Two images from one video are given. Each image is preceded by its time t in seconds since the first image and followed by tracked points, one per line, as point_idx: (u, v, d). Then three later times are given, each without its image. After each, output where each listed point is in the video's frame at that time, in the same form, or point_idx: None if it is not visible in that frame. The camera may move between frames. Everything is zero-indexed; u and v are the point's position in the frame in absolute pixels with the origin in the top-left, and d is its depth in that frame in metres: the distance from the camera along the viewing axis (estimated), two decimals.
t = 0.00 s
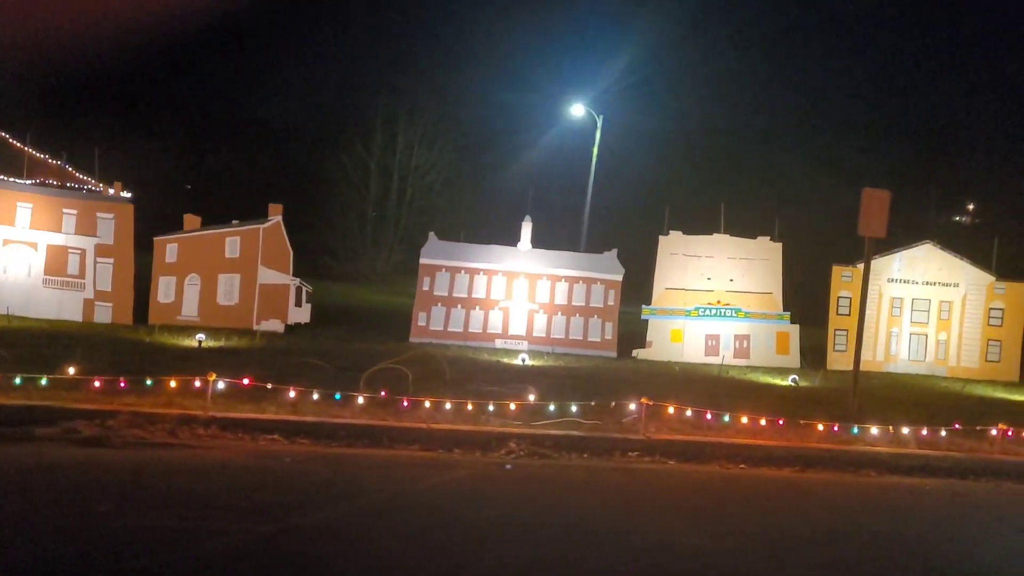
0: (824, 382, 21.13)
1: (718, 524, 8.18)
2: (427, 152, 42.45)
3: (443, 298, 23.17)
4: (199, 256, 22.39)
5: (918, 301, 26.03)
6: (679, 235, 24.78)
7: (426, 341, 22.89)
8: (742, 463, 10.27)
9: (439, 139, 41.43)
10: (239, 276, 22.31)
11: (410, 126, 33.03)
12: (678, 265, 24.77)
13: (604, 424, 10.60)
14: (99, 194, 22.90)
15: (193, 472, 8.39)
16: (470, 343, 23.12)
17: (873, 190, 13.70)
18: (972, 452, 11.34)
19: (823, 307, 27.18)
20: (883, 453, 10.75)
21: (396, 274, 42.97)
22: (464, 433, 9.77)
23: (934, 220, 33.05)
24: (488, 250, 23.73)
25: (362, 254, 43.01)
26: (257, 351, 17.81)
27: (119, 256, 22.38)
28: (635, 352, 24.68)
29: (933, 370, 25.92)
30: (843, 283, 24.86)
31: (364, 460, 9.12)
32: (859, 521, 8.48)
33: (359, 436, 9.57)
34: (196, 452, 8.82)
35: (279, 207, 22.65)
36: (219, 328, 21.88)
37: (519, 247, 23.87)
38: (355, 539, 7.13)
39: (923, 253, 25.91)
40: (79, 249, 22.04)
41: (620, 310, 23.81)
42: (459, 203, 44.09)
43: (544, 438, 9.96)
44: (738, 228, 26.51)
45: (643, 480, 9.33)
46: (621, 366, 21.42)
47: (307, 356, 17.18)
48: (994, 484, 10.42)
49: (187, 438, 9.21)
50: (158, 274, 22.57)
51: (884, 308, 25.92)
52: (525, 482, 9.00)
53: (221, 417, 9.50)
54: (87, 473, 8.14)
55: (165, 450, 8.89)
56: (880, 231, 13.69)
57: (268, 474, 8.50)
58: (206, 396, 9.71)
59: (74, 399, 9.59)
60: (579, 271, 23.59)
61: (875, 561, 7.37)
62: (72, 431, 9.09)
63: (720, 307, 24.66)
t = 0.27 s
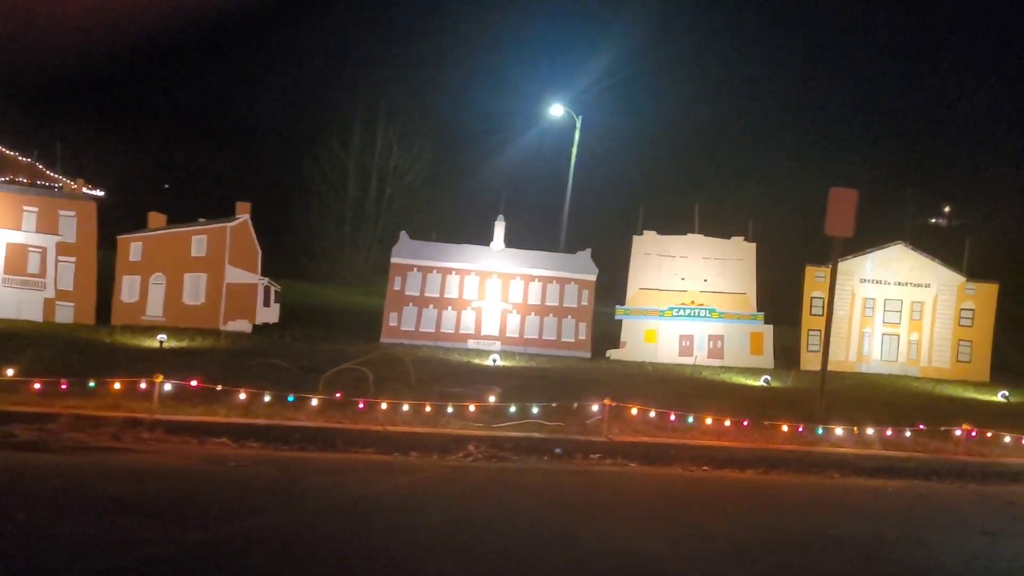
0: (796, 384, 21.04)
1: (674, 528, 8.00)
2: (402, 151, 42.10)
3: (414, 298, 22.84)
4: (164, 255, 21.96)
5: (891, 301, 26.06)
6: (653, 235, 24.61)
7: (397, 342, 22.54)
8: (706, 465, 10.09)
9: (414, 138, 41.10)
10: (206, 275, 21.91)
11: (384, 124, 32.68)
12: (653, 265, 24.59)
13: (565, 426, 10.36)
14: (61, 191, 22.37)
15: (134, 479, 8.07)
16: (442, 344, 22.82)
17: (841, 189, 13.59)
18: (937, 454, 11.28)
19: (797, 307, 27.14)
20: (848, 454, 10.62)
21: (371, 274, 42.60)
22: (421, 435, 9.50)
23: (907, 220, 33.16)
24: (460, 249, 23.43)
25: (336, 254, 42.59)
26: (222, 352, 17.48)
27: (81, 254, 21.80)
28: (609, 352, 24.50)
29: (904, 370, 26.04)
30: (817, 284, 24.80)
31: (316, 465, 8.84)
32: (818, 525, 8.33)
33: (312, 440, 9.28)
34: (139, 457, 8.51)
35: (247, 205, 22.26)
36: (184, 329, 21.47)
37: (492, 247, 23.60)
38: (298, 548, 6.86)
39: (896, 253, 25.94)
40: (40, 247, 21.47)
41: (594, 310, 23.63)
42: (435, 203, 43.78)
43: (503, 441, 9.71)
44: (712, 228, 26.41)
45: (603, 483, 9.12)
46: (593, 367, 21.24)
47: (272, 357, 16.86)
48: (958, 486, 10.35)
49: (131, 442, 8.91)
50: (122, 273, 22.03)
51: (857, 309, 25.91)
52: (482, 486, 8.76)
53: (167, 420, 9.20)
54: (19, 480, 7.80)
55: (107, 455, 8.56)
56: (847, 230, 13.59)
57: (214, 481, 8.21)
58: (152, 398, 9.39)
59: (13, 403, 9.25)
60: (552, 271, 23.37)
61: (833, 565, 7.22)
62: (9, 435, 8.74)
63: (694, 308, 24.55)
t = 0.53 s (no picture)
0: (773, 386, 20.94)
1: (635, 533, 7.82)
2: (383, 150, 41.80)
3: (389, 297, 22.56)
4: (133, 253, 21.58)
5: (869, 303, 26.06)
6: (632, 235, 24.46)
7: (372, 342, 22.25)
8: (673, 469, 9.91)
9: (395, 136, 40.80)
10: (177, 273, 21.54)
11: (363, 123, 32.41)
12: (631, 265, 24.44)
13: (530, 429, 10.14)
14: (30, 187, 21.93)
15: (77, 483, 7.79)
16: (417, 344, 22.56)
17: (814, 189, 13.47)
18: (908, 457, 11.16)
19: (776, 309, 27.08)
20: (817, 457, 10.48)
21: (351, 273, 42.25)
22: (381, 438, 9.25)
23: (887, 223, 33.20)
24: (436, 248, 23.18)
25: (316, 253, 42.22)
26: (191, 351, 17.18)
27: (49, 252, 21.32)
28: (586, 353, 24.32)
29: (882, 372, 26.04)
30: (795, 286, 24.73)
31: (270, 469, 8.59)
32: (782, 531, 8.18)
33: (267, 443, 9.02)
34: (84, 461, 8.23)
35: (219, 203, 21.92)
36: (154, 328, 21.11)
37: (468, 246, 23.37)
38: (242, 555, 6.61)
39: (875, 255, 25.91)
40: (8, 243, 21.09)
41: (571, 310, 23.44)
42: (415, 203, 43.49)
43: (466, 444, 9.48)
44: (690, 229, 26.30)
45: (567, 487, 8.92)
46: (570, 368, 21.05)
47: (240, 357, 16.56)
48: (926, 490, 10.26)
49: (78, 445, 8.63)
50: (91, 270, 21.64)
51: (836, 310, 25.87)
52: (441, 491, 8.55)
53: (117, 422, 8.93)
54: None
55: (51, 458, 8.28)
56: (820, 230, 13.48)
57: (161, 485, 7.94)
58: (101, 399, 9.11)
59: None
60: (530, 271, 23.16)
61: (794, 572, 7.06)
62: None
63: (672, 309, 24.42)
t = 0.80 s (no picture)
0: (752, 386, 20.84)
1: (598, 535, 7.64)
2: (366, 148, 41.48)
3: (367, 296, 22.33)
4: (106, 249, 21.33)
5: (850, 303, 26.01)
6: (612, 234, 24.32)
7: (349, 341, 22.00)
8: (642, 470, 9.75)
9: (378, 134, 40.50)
10: (150, 270, 21.22)
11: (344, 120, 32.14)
12: (612, 264, 24.30)
13: (497, 428, 9.94)
14: None
15: (23, 483, 7.55)
16: (395, 343, 22.34)
17: (790, 187, 13.32)
18: (881, 457, 11.03)
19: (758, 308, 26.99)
20: (789, 458, 10.33)
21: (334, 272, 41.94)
22: (343, 438, 9.03)
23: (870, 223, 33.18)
24: (415, 246, 22.95)
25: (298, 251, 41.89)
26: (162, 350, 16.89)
27: (19, 248, 20.94)
28: (566, 352, 24.15)
29: (863, 373, 26.00)
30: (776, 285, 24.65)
31: (226, 469, 8.36)
32: (749, 533, 8.02)
33: (224, 443, 8.79)
34: (33, 461, 7.99)
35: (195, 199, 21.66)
36: (127, 325, 20.76)
37: (447, 244, 23.15)
38: (187, 558, 6.39)
39: (856, 255, 25.85)
40: None
41: (551, 310, 23.27)
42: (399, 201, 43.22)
43: (431, 444, 9.28)
44: (672, 228, 26.19)
45: (532, 489, 8.74)
46: (549, 367, 20.87)
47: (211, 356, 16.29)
48: (897, 491, 10.14)
49: (27, 445, 8.39)
50: (63, 267, 21.40)
51: (817, 310, 25.80)
52: (403, 492, 8.34)
53: (69, 421, 8.69)
54: None
55: None
56: (797, 229, 13.33)
57: (110, 486, 7.70)
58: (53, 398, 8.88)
59: None
60: (509, 269, 22.98)
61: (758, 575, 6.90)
62: None
63: (652, 308, 24.31)
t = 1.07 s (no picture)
0: (733, 386, 20.72)
1: (563, 540, 7.46)
2: (350, 147, 41.19)
3: (346, 296, 22.11)
4: (80, 248, 21.06)
5: (833, 303, 25.96)
6: (595, 234, 24.19)
7: (328, 341, 21.77)
8: (613, 471, 9.59)
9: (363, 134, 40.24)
10: (125, 269, 20.89)
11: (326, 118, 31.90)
12: (594, 264, 24.16)
13: (465, 428, 9.76)
14: None
15: None
16: (374, 343, 22.11)
17: (768, 186, 13.19)
18: (857, 458, 10.90)
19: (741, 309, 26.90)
20: (763, 459, 10.19)
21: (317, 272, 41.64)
22: (306, 439, 8.83)
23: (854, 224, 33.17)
24: (395, 245, 22.72)
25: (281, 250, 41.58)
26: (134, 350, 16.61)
27: None
28: (547, 353, 23.98)
29: (845, 373, 25.95)
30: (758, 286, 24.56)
31: (182, 472, 8.16)
32: (717, 537, 7.86)
33: (182, 444, 8.58)
34: None
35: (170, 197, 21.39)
36: (100, 325, 20.45)
37: (428, 243, 22.92)
38: (131, 565, 6.17)
39: (839, 255, 25.79)
40: None
41: (532, 310, 23.11)
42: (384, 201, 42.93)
43: (397, 446, 9.08)
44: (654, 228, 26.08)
45: (499, 491, 8.56)
46: (529, 367, 20.70)
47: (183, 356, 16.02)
48: (872, 492, 10.01)
49: None
50: (36, 267, 21.14)
51: (800, 310, 25.73)
52: (364, 495, 8.15)
53: (22, 422, 8.46)
54: None
55: None
56: (775, 228, 13.20)
57: (60, 489, 7.47)
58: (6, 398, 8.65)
59: None
60: (490, 269, 22.80)
61: None
62: None
63: (635, 308, 24.17)
